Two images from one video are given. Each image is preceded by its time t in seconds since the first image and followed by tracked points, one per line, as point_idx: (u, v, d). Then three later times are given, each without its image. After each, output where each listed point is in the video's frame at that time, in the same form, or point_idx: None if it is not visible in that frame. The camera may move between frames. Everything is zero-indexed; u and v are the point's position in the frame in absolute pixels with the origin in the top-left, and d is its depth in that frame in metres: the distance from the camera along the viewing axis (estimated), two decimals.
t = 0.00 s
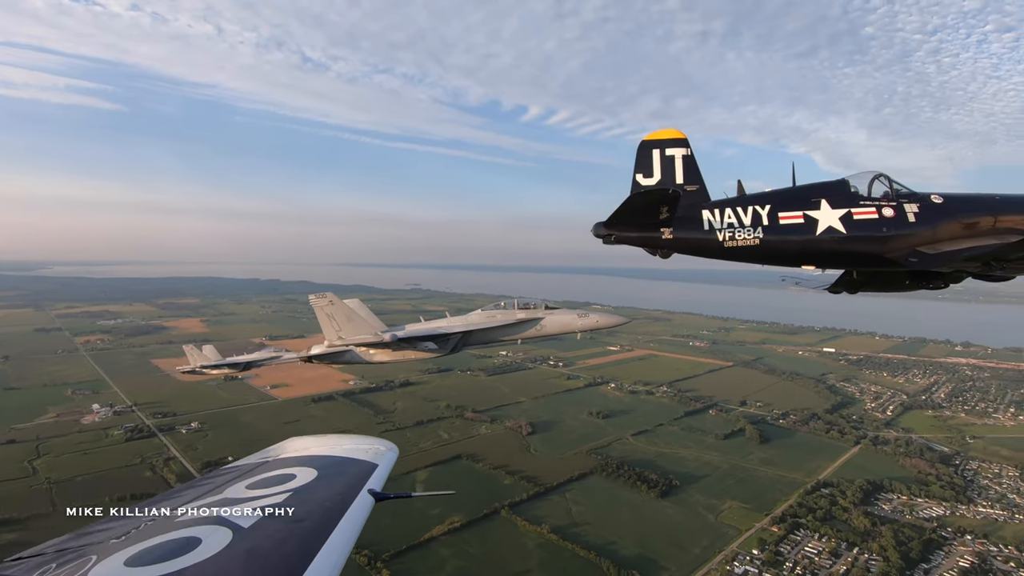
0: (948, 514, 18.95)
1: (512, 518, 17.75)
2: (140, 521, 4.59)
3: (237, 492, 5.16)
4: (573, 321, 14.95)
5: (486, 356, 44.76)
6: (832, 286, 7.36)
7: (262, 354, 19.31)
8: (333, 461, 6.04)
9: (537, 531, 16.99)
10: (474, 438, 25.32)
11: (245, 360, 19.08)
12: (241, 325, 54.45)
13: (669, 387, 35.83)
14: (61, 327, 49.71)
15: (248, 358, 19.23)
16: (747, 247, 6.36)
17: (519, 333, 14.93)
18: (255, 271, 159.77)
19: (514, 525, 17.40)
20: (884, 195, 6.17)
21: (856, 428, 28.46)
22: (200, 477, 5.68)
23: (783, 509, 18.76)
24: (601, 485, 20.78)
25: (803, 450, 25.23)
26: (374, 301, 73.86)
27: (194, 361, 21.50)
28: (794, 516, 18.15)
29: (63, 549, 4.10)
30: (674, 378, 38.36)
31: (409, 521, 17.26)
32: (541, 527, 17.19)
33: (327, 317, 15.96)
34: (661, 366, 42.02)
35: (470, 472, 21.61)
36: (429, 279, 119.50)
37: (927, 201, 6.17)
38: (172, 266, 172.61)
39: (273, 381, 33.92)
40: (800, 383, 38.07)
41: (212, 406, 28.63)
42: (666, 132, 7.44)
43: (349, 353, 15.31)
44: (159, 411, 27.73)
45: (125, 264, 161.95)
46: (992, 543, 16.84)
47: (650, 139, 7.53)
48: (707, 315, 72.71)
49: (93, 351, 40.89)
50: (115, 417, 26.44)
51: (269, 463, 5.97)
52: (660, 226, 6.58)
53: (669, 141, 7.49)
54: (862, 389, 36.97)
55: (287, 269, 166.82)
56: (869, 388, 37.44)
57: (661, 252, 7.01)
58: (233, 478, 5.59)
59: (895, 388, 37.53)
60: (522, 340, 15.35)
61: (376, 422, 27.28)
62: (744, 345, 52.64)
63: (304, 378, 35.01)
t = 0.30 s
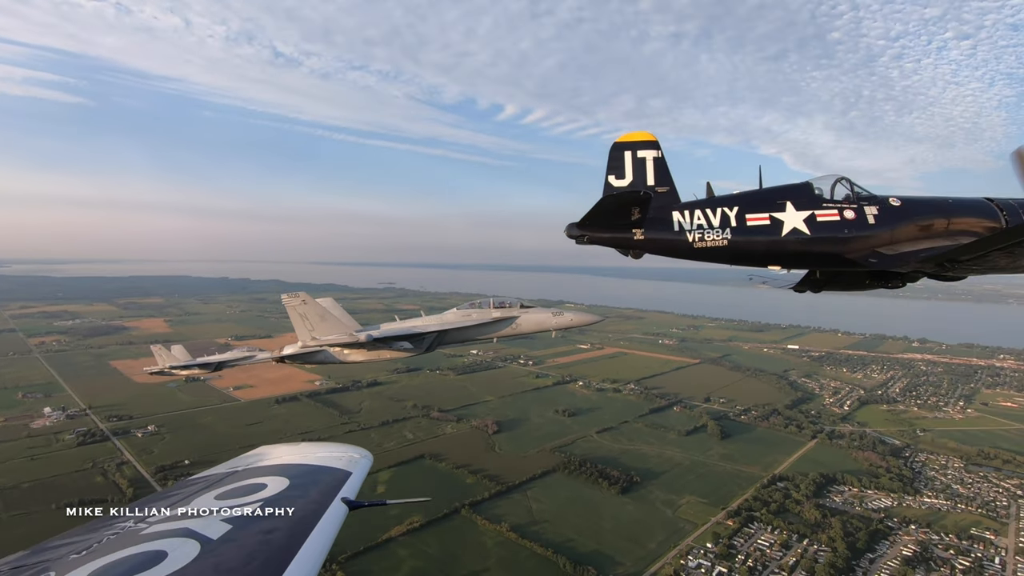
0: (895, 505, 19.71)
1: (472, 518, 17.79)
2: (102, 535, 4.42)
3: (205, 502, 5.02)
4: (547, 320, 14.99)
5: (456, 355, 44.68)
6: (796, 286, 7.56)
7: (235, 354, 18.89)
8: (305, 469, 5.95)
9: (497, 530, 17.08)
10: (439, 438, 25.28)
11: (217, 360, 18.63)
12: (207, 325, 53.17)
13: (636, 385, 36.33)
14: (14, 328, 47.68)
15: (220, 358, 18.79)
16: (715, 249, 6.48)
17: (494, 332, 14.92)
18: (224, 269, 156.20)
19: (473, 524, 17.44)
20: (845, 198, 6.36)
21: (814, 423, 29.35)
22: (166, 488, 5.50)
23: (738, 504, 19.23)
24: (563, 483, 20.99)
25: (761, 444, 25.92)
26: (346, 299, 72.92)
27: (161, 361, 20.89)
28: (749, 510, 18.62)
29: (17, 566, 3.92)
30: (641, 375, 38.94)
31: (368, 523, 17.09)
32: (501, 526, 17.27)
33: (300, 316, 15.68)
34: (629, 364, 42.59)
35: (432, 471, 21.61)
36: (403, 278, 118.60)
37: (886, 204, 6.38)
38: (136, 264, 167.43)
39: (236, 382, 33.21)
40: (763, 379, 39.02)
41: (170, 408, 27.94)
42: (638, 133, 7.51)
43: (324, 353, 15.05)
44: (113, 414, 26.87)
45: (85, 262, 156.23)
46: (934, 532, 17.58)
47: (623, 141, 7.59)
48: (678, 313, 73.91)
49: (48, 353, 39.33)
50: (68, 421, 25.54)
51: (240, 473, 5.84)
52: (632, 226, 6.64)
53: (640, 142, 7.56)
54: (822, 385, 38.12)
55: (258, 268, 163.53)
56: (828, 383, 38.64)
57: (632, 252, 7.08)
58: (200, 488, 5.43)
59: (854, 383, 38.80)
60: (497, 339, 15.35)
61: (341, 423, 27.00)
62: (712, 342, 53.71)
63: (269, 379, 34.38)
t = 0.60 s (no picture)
0: (858, 498, 20.18)
1: (441, 519, 17.78)
2: (74, 550, 4.29)
3: (182, 513, 4.92)
4: (529, 318, 15.00)
5: (435, 355, 44.55)
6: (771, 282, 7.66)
7: (216, 356, 18.59)
8: (286, 478, 5.88)
9: (465, 531, 17.09)
10: (411, 439, 25.22)
11: (197, 362, 18.32)
12: (182, 327, 52.21)
13: (612, 383, 36.62)
14: None
15: (200, 359, 18.49)
16: (692, 245, 6.53)
17: (476, 331, 14.88)
18: (202, 270, 153.66)
19: (442, 525, 17.43)
20: (818, 195, 6.47)
21: (784, 419, 29.85)
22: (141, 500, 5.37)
23: (706, 499, 19.48)
24: (534, 482, 21.08)
25: (732, 440, 26.31)
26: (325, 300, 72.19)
27: (139, 363, 20.45)
28: (716, 506, 18.89)
29: None
30: (618, 373, 39.23)
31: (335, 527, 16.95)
32: (469, 526, 17.30)
33: (281, 317, 15.50)
34: (607, 363, 42.89)
35: (403, 473, 21.54)
36: (385, 277, 117.90)
37: (856, 202, 6.50)
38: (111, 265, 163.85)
39: (207, 385, 32.69)
40: (738, 376, 39.63)
41: (137, 412, 27.45)
42: (616, 132, 7.56)
43: (306, 353, 14.90)
44: (79, 419, 26.27)
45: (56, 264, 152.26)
46: (894, 524, 18.03)
47: (601, 139, 7.64)
48: (658, 311, 74.64)
49: (14, 358, 38.26)
50: (31, 427, 24.97)
51: (218, 482, 5.74)
52: (610, 224, 6.68)
53: (619, 141, 7.62)
54: (795, 381, 38.84)
55: (237, 269, 161.19)
56: (800, 379, 39.35)
57: (612, 250, 7.11)
58: (177, 499, 5.32)
59: (826, 379, 39.61)
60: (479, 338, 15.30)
61: (312, 425, 26.79)
62: (689, 340, 54.33)
63: (242, 381, 33.90)
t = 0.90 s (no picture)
0: (827, 494, 20.51)
1: (412, 520, 17.74)
2: (52, 559, 4.20)
3: (165, 519, 4.84)
4: (515, 317, 15.01)
5: (416, 356, 44.42)
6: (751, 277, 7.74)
7: (201, 358, 18.37)
8: (271, 481, 5.82)
9: (435, 532, 17.07)
10: (387, 440, 25.15)
11: (182, 365, 18.11)
12: (160, 329, 51.40)
13: (592, 382, 36.77)
14: None
15: (186, 361, 18.27)
16: (674, 241, 6.57)
17: (462, 331, 14.85)
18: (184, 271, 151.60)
19: (413, 527, 17.39)
20: (796, 191, 6.54)
21: (760, 416, 30.22)
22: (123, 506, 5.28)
23: (678, 498, 19.65)
24: (509, 482, 21.12)
25: (707, 438, 26.59)
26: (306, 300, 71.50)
27: (121, 366, 20.11)
28: (687, 504, 19.07)
29: None
30: (598, 373, 39.41)
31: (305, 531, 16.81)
32: (440, 527, 17.27)
33: (265, 318, 15.34)
34: (589, 362, 43.08)
35: (377, 475, 21.46)
36: (371, 278, 117.44)
37: (832, 197, 6.58)
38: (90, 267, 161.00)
39: (183, 388, 32.27)
40: (717, 374, 40.05)
41: (107, 417, 26.99)
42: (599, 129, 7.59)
43: (291, 354, 14.78)
44: (47, 424, 25.76)
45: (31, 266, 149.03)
46: (861, 519, 18.35)
47: (584, 136, 7.67)
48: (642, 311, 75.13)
49: None
50: None
51: (202, 487, 5.66)
52: (593, 220, 6.70)
53: (601, 138, 7.64)
54: (773, 379, 39.35)
55: (220, 270, 159.26)
56: (778, 377, 39.86)
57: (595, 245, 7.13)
58: (159, 505, 5.23)
59: (803, 376, 40.18)
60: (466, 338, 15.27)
61: (288, 427, 26.60)
62: (671, 338, 54.75)
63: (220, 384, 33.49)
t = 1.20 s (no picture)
0: (801, 494, 20.69)
1: (385, 525, 17.63)
2: (33, 561, 4.11)
3: (150, 519, 4.76)
4: (504, 318, 14.99)
5: (401, 358, 44.30)
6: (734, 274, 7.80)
7: (189, 360, 18.21)
8: (259, 479, 5.77)
9: (408, 536, 16.99)
10: (365, 443, 25.04)
11: (170, 368, 17.96)
12: (142, 333, 50.70)
13: (575, 384, 36.84)
14: None
15: (173, 364, 18.11)
16: (658, 239, 6.60)
17: (450, 331, 14.83)
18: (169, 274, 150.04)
19: (386, 531, 17.30)
20: (778, 190, 6.60)
21: (739, 417, 30.44)
22: (106, 506, 5.18)
23: (654, 499, 19.73)
24: (486, 485, 21.11)
25: (686, 439, 26.75)
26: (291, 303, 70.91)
27: (108, 369, 19.84)
28: (662, 505, 19.15)
29: None
30: (582, 374, 39.54)
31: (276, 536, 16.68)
32: (412, 531, 17.20)
33: (253, 319, 15.22)
34: (573, 363, 43.23)
35: (354, 479, 21.35)
36: (356, 280, 116.98)
37: (813, 196, 6.65)
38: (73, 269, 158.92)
39: (161, 392, 31.90)
40: (699, 375, 40.30)
41: (80, 422, 26.64)
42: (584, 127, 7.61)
43: (280, 355, 14.82)
44: (19, 430, 25.37)
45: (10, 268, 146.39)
46: (833, 518, 18.53)
47: (570, 135, 7.68)
48: (629, 312, 75.42)
49: None
50: None
51: (188, 486, 5.59)
52: (579, 218, 6.72)
53: (587, 137, 7.66)
54: (755, 379, 39.65)
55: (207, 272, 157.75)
56: (759, 377, 40.16)
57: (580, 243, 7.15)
58: (144, 504, 5.14)
59: (784, 377, 40.54)
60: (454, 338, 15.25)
61: (265, 431, 26.42)
62: (656, 340, 55.03)
63: (199, 388, 33.15)
